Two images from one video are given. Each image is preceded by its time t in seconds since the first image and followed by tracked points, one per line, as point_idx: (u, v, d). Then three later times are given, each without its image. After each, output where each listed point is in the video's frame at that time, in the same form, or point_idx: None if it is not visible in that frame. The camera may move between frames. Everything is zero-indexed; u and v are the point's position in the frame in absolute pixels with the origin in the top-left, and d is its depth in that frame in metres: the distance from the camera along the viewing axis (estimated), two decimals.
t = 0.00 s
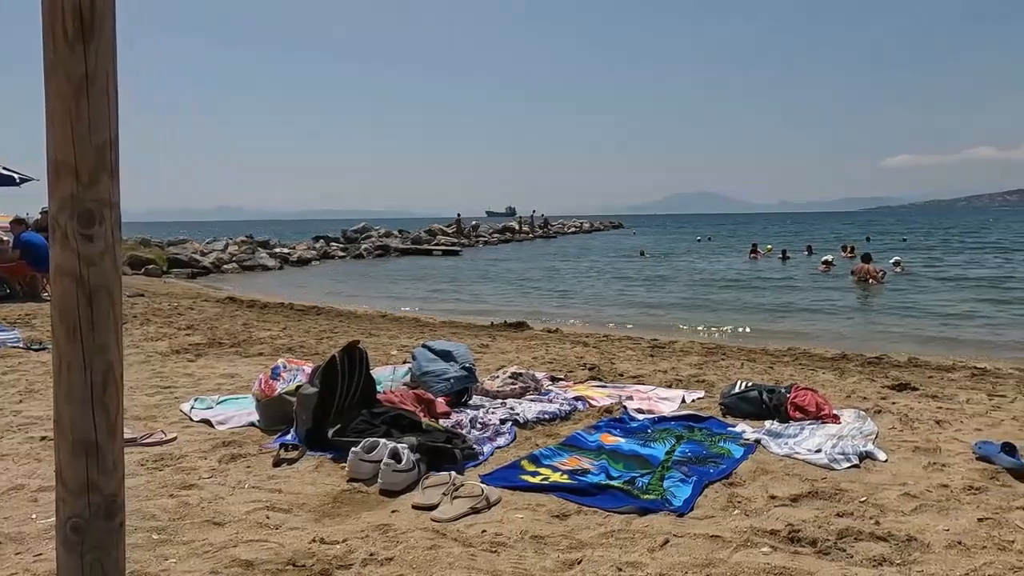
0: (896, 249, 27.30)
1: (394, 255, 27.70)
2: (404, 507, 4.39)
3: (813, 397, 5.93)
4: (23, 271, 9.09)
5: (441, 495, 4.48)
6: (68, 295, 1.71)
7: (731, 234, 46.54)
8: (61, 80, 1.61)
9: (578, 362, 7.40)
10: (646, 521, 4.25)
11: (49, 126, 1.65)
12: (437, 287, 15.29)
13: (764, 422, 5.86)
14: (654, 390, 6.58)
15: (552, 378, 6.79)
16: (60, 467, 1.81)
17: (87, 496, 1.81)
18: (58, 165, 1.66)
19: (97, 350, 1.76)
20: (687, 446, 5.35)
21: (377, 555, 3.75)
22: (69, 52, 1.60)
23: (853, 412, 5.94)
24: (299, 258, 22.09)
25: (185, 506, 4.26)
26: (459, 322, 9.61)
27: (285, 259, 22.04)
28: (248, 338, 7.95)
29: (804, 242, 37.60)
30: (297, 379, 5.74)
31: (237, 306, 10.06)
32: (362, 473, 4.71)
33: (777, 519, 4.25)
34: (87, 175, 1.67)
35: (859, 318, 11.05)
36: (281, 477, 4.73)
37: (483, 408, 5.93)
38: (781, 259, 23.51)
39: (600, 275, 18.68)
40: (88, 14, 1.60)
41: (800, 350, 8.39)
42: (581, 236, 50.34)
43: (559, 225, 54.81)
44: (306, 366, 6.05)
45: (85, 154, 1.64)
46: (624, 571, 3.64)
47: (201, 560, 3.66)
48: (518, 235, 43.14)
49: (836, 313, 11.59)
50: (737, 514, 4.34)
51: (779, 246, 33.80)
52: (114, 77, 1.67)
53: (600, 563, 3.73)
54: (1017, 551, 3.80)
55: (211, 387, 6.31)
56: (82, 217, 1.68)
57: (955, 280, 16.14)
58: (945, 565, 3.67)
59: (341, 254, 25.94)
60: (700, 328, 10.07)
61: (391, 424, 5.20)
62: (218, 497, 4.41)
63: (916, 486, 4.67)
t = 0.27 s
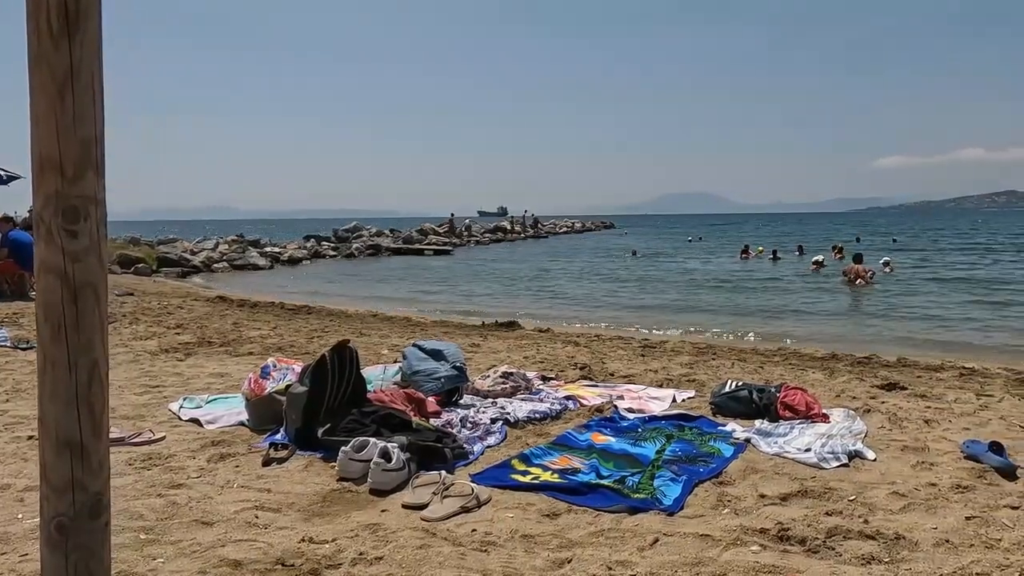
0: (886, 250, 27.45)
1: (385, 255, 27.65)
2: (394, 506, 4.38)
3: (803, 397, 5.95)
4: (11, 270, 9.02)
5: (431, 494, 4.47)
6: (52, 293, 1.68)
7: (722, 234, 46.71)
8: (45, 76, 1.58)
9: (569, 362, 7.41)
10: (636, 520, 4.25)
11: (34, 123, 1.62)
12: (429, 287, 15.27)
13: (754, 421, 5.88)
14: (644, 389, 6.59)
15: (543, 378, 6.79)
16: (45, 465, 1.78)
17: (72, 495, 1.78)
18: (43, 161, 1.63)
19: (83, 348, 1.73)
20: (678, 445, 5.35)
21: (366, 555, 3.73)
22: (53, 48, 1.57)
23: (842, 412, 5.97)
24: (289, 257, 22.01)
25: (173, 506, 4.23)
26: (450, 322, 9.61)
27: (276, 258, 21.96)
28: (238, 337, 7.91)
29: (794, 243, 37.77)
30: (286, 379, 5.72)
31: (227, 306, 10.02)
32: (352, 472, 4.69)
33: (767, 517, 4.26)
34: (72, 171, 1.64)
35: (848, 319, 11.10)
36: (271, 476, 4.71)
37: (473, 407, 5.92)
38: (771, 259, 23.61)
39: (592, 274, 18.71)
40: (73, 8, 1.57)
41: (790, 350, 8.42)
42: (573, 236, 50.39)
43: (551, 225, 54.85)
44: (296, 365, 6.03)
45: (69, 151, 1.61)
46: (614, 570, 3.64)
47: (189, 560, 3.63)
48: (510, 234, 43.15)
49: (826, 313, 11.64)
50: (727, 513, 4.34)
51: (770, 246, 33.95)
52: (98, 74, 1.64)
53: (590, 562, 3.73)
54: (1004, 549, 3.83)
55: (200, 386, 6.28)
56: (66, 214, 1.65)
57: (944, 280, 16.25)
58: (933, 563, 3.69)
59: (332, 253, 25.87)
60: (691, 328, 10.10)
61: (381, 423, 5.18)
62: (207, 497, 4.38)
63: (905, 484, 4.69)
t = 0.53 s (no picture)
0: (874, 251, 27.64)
1: (375, 254, 27.59)
2: (381, 505, 4.36)
3: (790, 395, 5.98)
4: None
5: (418, 493, 4.46)
6: (32, 288, 1.62)
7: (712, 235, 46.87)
8: (25, 68, 1.53)
9: (558, 361, 7.41)
10: (624, 518, 4.25)
11: (14, 116, 1.56)
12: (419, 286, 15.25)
13: (742, 420, 5.90)
14: (633, 388, 6.60)
15: (532, 377, 6.79)
16: (24, 463, 1.71)
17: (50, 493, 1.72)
18: (22, 154, 1.57)
19: (62, 343, 1.68)
20: (666, 444, 5.36)
21: (353, 554, 3.72)
22: (33, 40, 1.52)
23: (829, 411, 5.99)
24: (279, 256, 21.91)
25: (158, 505, 4.19)
26: (440, 321, 9.59)
27: (265, 257, 21.86)
28: (226, 336, 7.87)
29: (783, 244, 37.98)
30: (274, 377, 5.69)
31: (215, 305, 9.97)
32: (339, 471, 4.67)
33: (754, 515, 4.27)
34: (52, 165, 1.58)
35: (836, 319, 11.16)
36: (257, 476, 4.68)
37: (462, 406, 5.91)
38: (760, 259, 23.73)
39: (582, 274, 18.72)
40: None
41: (778, 350, 8.46)
42: (564, 236, 50.44)
43: (542, 225, 54.91)
44: (284, 364, 6.00)
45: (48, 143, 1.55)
46: (601, 568, 3.64)
47: (174, 560, 3.60)
48: (501, 234, 43.16)
49: (814, 313, 11.70)
50: (714, 511, 4.35)
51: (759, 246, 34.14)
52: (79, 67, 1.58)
53: (577, 560, 3.73)
54: (988, 546, 3.85)
55: (187, 385, 6.24)
56: (45, 209, 1.59)
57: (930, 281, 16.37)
58: (918, 561, 3.71)
59: (322, 252, 25.78)
60: (679, 328, 10.12)
61: (369, 422, 5.16)
62: (193, 496, 4.35)
63: (891, 482, 4.72)
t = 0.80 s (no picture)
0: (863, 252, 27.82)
1: (366, 254, 27.53)
2: (370, 505, 4.34)
3: (778, 394, 6.00)
4: None
5: (407, 493, 4.44)
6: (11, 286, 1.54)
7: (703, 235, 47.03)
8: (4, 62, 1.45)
9: (547, 360, 7.41)
10: (612, 517, 4.25)
11: None
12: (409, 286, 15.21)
13: (731, 419, 5.92)
14: (622, 388, 6.61)
15: (521, 376, 6.79)
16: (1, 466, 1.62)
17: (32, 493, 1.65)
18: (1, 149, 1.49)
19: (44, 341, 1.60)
20: (655, 443, 5.37)
21: (340, 554, 3.70)
22: (15, 35, 1.45)
23: (817, 410, 6.02)
24: (268, 256, 21.82)
25: (144, 506, 4.16)
26: (430, 320, 9.57)
27: (254, 256, 21.75)
28: (214, 335, 7.82)
29: (773, 244, 38.15)
30: (262, 377, 5.66)
31: (203, 304, 9.92)
32: (327, 471, 4.65)
33: (742, 514, 4.28)
34: (34, 161, 1.51)
35: (825, 319, 11.22)
36: (244, 475, 4.66)
37: (451, 406, 5.90)
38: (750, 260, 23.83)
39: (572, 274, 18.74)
40: None
41: (767, 349, 8.49)
42: (555, 237, 50.48)
43: (533, 226, 54.93)
44: (272, 363, 5.97)
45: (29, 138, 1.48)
46: (589, 568, 3.63)
47: (160, 561, 3.58)
48: (491, 235, 43.14)
49: (803, 313, 11.76)
50: (702, 510, 4.36)
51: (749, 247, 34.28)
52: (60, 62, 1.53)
53: (565, 560, 3.72)
54: (974, 544, 3.87)
55: (174, 385, 6.20)
56: (27, 204, 1.51)
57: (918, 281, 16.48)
58: (905, 559, 3.73)
59: (311, 252, 25.69)
60: (669, 328, 10.15)
61: (357, 422, 5.15)
62: (179, 496, 4.32)
63: (878, 481, 4.74)
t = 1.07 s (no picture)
0: (852, 253, 28.01)
1: (356, 254, 27.48)
2: (359, 506, 4.33)
3: (767, 395, 6.02)
4: None
5: (396, 494, 4.43)
6: None
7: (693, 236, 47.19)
8: None
9: (537, 361, 7.41)
10: (602, 517, 4.26)
11: None
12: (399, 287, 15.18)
13: (720, 419, 5.94)
14: (612, 388, 6.62)
15: (511, 377, 6.79)
16: None
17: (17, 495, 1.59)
18: None
19: (26, 340, 1.55)
20: (644, 443, 5.38)
21: (329, 555, 3.69)
22: None
23: (806, 410, 6.05)
24: (258, 256, 21.74)
25: (130, 507, 4.13)
26: (420, 321, 9.56)
27: (244, 256, 21.66)
28: (203, 336, 7.78)
29: (762, 245, 38.32)
30: (250, 378, 5.63)
31: (192, 304, 9.87)
32: (316, 472, 4.63)
33: (730, 514, 4.30)
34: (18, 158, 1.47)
35: (813, 320, 11.27)
36: (232, 476, 4.63)
37: (441, 406, 5.89)
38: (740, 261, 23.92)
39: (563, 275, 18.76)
40: None
41: (756, 350, 8.52)
42: (546, 237, 50.53)
43: (524, 227, 54.95)
44: (261, 364, 5.94)
45: (14, 135, 1.45)
46: (579, 568, 3.63)
47: (146, 562, 3.55)
48: (482, 235, 43.13)
49: (792, 314, 11.81)
50: (691, 510, 4.37)
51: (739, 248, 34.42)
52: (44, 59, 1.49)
53: (555, 560, 3.72)
54: (960, 543, 3.90)
55: (162, 385, 6.16)
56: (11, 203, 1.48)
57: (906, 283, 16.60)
58: (892, 558, 3.75)
59: (301, 252, 25.60)
60: (658, 329, 10.18)
61: (347, 423, 5.13)
62: (166, 498, 4.29)
63: (866, 481, 4.77)
